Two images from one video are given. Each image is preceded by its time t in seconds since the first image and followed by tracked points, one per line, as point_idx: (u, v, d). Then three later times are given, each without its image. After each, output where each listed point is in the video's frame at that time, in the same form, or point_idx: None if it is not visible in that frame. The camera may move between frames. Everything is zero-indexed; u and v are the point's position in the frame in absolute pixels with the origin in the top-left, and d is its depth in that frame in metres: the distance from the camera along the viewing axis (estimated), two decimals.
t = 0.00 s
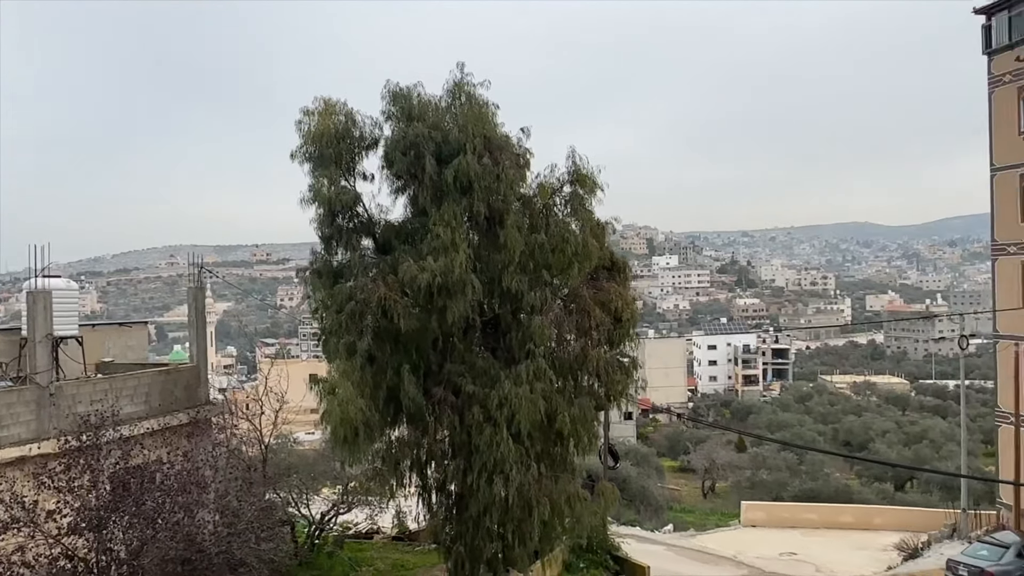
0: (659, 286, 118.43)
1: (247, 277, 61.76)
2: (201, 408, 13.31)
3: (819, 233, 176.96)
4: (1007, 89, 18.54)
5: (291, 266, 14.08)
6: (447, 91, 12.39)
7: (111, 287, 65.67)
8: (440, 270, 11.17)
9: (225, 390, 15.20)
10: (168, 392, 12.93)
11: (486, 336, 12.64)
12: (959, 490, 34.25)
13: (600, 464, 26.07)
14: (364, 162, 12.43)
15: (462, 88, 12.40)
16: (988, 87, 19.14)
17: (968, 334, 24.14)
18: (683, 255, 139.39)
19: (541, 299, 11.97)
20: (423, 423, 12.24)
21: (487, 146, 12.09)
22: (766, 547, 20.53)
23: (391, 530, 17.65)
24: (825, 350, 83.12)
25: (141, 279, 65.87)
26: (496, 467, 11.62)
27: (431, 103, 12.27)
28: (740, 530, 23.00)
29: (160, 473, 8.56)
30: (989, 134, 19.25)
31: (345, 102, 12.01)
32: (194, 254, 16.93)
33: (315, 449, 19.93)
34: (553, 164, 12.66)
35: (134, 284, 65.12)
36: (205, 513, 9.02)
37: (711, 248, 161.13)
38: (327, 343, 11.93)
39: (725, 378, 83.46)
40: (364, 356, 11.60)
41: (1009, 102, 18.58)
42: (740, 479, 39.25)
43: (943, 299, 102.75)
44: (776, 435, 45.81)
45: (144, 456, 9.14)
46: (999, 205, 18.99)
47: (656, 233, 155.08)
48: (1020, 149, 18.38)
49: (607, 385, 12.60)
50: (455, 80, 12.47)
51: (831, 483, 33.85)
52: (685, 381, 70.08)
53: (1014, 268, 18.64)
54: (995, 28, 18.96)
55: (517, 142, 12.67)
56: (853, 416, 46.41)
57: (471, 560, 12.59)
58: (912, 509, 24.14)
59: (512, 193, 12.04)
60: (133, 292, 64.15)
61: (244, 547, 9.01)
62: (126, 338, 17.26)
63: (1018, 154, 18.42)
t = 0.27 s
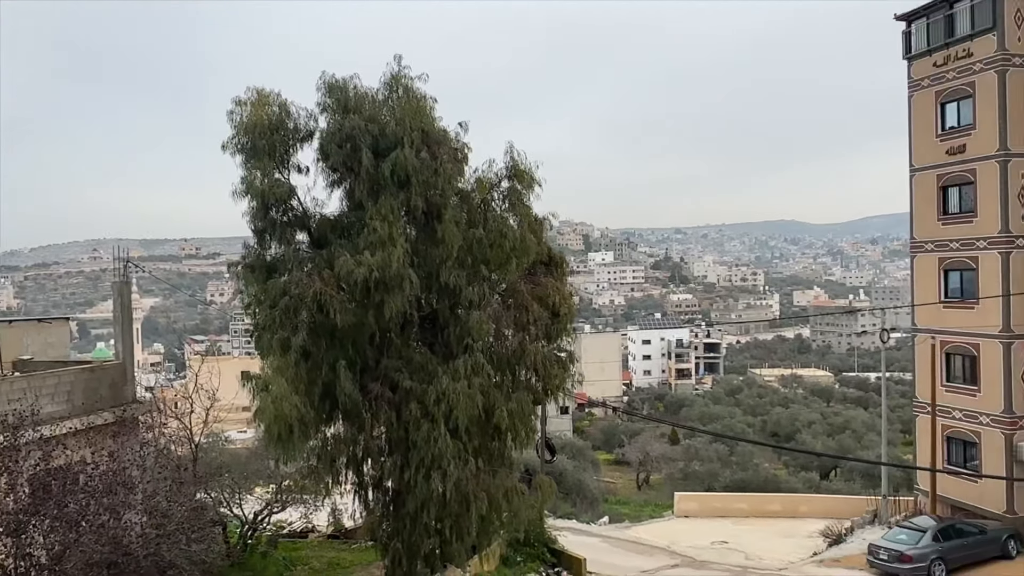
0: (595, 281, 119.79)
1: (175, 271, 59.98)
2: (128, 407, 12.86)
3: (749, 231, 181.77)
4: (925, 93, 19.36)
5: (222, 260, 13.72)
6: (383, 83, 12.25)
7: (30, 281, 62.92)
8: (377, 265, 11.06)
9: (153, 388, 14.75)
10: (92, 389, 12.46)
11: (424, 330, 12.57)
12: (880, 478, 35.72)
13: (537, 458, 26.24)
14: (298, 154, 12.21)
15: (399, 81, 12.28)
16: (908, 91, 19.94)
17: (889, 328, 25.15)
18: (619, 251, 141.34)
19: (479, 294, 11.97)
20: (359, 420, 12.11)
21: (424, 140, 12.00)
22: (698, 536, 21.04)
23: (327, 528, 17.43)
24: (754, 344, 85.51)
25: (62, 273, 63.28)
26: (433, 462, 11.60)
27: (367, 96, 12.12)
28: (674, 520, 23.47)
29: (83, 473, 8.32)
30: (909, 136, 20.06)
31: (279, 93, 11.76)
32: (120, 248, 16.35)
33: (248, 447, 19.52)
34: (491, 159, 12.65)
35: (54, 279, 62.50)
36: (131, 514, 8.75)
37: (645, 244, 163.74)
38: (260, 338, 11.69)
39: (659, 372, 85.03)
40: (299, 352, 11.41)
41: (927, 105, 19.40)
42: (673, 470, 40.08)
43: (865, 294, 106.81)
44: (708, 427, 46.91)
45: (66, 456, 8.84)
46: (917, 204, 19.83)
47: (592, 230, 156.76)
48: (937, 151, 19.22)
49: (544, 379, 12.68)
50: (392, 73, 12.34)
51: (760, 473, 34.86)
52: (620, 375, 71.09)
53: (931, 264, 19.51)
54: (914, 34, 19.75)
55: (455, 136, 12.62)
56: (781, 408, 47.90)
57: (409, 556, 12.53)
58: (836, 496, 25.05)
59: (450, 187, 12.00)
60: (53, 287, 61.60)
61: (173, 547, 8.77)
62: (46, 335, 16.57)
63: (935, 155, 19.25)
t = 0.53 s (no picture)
0: (534, 277, 120.29)
1: (101, 265, 57.82)
2: (50, 407, 12.30)
3: (685, 227, 185.24)
4: (852, 96, 20.03)
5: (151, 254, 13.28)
6: (320, 75, 12.04)
7: None
8: (314, 260, 10.88)
9: (77, 387, 14.19)
10: (11, 388, 11.86)
11: (362, 326, 12.43)
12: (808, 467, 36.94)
13: (476, 453, 26.22)
14: (231, 146, 11.91)
15: (337, 73, 12.09)
16: (836, 93, 20.59)
17: (817, 323, 25.99)
18: (558, 247, 142.29)
19: (418, 289, 11.90)
20: (295, 417, 11.90)
21: (363, 133, 11.85)
22: (635, 528, 21.38)
23: (262, 528, 17.08)
24: (689, 339, 87.23)
25: None
26: (371, 459, 11.50)
27: (303, 87, 11.90)
28: (611, 513, 23.78)
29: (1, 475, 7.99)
30: (837, 137, 20.73)
31: (211, 83, 11.44)
32: (41, 240, 15.66)
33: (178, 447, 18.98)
34: (430, 154, 12.57)
35: None
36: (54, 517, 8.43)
37: (584, 241, 165.22)
38: (191, 335, 11.38)
39: (597, 367, 86.02)
40: (233, 348, 11.14)
41: (854, 108, 20.08)
42: (610, 463, 40.60)
43: (795, 290, 110.09)
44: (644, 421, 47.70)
45: None
46: (844, 203, 20.51)
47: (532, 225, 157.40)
48: (863, 151, 19.90)
49: (483, 375, 12.68)
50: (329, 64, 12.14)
51: (695, 465, 35.63)
52: (558, 369, 71.58)
53: (857, 261, 20.21)
54: (842, 38, 20.40)
55: (393, 130, 12.49)
56: (715, 401, 49.04)
57: (346, 554, 12.40)
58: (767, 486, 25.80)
59: (388, 181, 11.88)
60: None
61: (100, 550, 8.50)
62: None
63: (861, 156, 19.94)
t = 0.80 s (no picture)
0: (476, 272, 120.22)
1: (25, 260, 55.57)
2: None
3: (626, 224, 187.62)
4: (787, 97, 20.57)
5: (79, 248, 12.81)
6: (258, 66, 11.78)
7: None
8: (251, 255, 10.66)
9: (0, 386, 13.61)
10: None
11: (301, 323, 12.22)
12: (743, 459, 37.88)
13: (418, 450, 26.08)
14: (164, 137, 11.56)
15: (275, 65, 11.86)
16: (771, 94, 21.12)
17: (753, 318, 26.64)
18: (500, 243, 142.55)
19: (358, 285, 11.76)
20: (232, 415, 11.64)
21: (302, 126, 11.65)
22: (576, 521, 21.60)
23: (197, 529, 16.68)
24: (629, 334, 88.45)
25: None
26: (310, 458, 11.34)
27: (240, 79, 11.62)
28: (552, 507, 23.95)
29: None
30: (772, 138, 21.26)
31: (143, 72, 11.08)
32: None
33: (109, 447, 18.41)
34: (371, 148, 12.43)
35: None
36: None
37: (526, 237, 165.86)
38: (122, 331, 11.02)
39: (539, 362, 86.54)
40: (166, 346, 10.82)
41: (788, 109, 20.62)
42: (552, 457, 40.91)
43: (731, 286, 112.68)
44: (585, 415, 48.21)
45: None
46: (779, 201, 21.05)
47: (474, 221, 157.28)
48: (796, 151, 20.47)
49: (425, 371, 12.62)
50: (268, 56, 11.89)
51: (634, 458, 36.18)
52: (501, 365, 71.74)
53: (791, 258, 20.78)
54: (777, 40, 20.92)
55: (333, 124, 12.31)
56: (654, 395, 49.88)
57: (285, 554, 12.21)
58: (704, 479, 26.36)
59: (328, 175, 11.72)
60: None
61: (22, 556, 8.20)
62: None
63: (795, 156, 20.49)
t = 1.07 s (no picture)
0: (418, 269, 119.42)
1: None
2: None
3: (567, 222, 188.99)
4: (724, 98, 21.00)
5: None
6: (192, 55, 11.47)
7: None
8: (184, 250, 10.38)
9: None
10: None
11: (237, 320, 11.95)
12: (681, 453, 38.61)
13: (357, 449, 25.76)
14: (92, 127, 11.14)
15: (209, 55, 11.56)
16: (709, 94, 21.53)
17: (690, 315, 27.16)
18: (442, 239, 141.95)
19: (296, 282, 11.56)
20: (164, 415, 11.32)
21: (238, 119, 11.39)
22: (517, 517, 21.67)
23: (128, 533, 16.16)
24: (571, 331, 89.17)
25: None
26: (247, 457, 11.12)
27: (172, 68, 11.29)
28: (493, 503, 23.96)
29: None
30: (710, 138, 21.68)
31: (69, 59, 10.65)
32: None
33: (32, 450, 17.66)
34: (310, 142, 12.22)
35: None
36: None
37: (468, 233, 165.57)
38: (46, 329, 10.58)
39: (480, 359, 86.51)
40: (94, 343, 10.44)
41: (725, 110, 21.05)
42: (493, 454, 40.94)
43: (670, 283, 114.63)
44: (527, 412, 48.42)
45: None
46: (715, 200, 21.48)
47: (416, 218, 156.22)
48: (732, 151, 20.92)
49: (365, 368, 12.48)
50: (202, 45, 11.58)
51: (575, 454, 36.52)
52: (442, 362, 71.43)
53: (727, 256, 21.24)
54: (715, 42, 21.33)
55: (270, 116, 12.06)
56: (595, 391, 50.43)
57: (220, 556, 11.94)
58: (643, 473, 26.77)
59: (265, 169, 11.48)
60: None
61: None
62: None
63: (732, 156, 20.94)
